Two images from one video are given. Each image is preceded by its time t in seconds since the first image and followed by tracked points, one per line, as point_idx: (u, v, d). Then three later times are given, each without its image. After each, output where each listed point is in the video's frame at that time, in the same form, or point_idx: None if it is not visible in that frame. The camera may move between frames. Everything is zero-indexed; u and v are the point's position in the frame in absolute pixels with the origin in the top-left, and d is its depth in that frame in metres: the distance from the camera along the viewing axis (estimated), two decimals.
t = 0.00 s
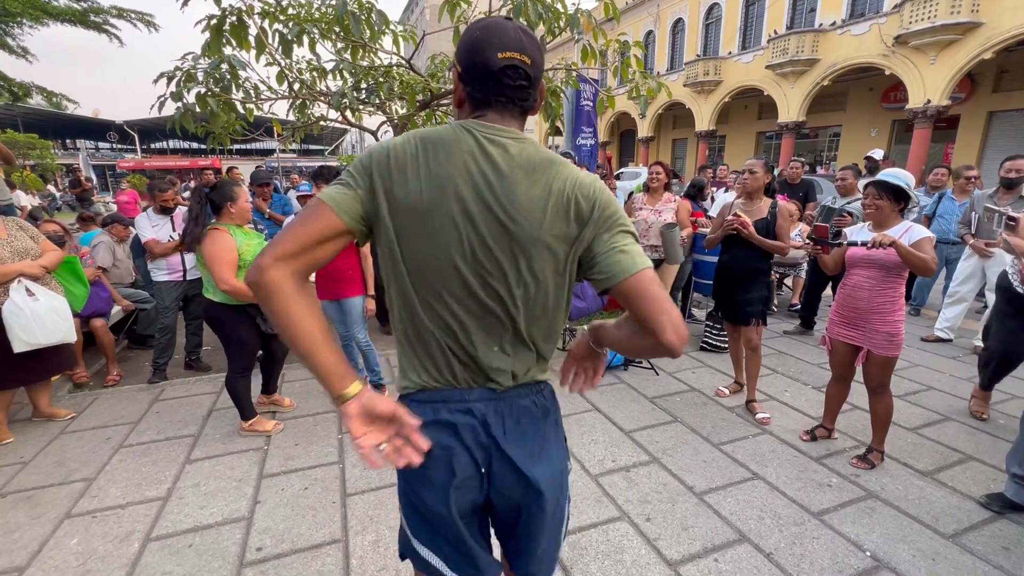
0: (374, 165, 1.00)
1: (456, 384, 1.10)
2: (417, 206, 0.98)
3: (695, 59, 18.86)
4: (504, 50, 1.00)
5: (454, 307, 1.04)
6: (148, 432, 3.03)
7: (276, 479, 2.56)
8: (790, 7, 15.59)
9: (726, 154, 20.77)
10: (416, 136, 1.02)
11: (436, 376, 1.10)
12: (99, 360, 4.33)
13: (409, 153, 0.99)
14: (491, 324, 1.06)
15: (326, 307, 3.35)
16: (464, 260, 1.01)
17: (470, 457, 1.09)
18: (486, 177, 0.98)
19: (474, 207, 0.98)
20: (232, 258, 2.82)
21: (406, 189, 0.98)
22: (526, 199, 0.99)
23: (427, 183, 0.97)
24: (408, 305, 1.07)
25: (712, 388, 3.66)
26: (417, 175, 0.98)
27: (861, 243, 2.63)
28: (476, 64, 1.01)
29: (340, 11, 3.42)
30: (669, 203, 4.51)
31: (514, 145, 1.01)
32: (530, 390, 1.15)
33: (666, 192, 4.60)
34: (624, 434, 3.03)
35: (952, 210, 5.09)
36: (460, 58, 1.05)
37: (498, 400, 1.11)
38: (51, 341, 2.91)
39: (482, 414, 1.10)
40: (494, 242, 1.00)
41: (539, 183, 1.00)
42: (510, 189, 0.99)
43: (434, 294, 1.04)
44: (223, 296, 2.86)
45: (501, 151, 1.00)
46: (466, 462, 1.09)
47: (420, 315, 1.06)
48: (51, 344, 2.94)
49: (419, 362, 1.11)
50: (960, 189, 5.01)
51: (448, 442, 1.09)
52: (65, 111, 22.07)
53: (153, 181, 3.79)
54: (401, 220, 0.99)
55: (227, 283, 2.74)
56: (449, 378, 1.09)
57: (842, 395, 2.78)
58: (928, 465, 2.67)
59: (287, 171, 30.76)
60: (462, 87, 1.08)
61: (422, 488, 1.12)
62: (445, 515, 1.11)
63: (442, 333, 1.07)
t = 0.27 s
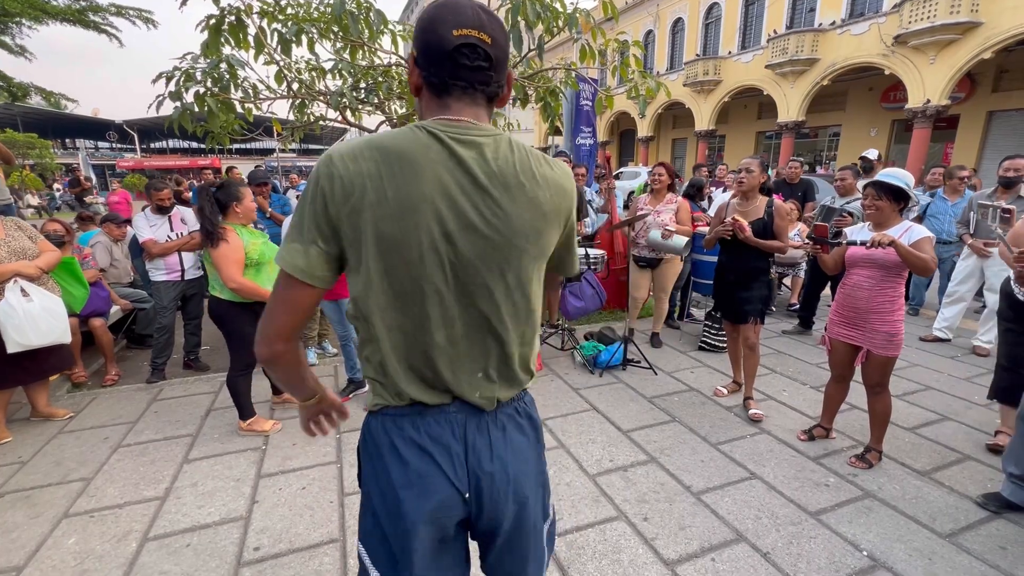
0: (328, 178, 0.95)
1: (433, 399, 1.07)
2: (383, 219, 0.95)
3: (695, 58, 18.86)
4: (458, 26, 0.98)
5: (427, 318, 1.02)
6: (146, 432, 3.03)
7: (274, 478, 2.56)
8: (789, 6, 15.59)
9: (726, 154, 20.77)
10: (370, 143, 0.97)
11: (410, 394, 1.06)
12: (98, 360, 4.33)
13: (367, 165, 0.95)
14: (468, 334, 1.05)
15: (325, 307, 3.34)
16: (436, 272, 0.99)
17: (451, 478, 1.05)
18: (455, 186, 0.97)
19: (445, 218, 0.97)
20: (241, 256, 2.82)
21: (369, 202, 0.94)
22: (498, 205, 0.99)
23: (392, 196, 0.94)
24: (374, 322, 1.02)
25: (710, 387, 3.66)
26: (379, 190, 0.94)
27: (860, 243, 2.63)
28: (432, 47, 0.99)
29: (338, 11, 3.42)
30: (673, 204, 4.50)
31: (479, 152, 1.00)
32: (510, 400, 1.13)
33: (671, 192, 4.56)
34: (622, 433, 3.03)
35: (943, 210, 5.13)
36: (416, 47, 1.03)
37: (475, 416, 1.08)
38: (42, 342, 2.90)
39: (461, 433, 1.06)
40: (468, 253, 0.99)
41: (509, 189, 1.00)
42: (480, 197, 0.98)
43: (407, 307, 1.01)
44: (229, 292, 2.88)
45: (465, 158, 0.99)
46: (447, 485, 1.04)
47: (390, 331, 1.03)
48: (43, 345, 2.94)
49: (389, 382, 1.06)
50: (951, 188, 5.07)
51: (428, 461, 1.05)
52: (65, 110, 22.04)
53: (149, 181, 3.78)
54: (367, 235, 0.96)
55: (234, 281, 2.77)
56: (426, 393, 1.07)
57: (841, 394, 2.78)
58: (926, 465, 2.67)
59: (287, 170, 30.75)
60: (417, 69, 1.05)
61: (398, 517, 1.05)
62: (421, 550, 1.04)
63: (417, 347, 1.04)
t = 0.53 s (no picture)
0: (317, 197, 0.97)
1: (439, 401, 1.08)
2: (374, 230, 0.96)
3: (695, 59, 18.86)
4: (434, 38, 0.99)
5: (425, 322, 1.02)
6: (145, 432, 3.03)
7: (274, 478, 2.56)
8: (790, 7, 15.59)
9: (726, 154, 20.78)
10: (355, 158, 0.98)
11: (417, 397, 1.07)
12: (97, 360, 4.32)
13: (353, 181, 0.96)
14: (468, 335, 1.06)
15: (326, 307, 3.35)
16: (432, 276, 1.00)
17: (454, 467, 1.06)
18: (441, 191, 0.98)
19: (435, 222, 0.98)
20: (248, 252, 2.86)
21: (359, 215, 0.96)
22: (486, 205, 0.99)
23: (382, 205, 0.95)
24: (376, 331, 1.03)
25: (710, 388, 3.66)
26: (367, 202, 0.96)
27: (861, 243, 2.63)
28: (408, 56, 0.99)
29: (338, 10, 3.42)
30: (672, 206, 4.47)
31: (464, 152, 0.99)
32: (507, 389, 1.15)
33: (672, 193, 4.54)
34: (622, 434, 3.03)
35: (943, 211, 5.14)
36: (390, 56, 1.02)
37: (474, 407, 1.10)
38: (37, 343, 2.90)
39: (464, 423, 1.08)
40: (461, 253, 1.00)
41: (495, 187, 0.99)
42: (470, 197, 0.98)
43: (405, 313, 1.02)
44: (239, 288, 2.88)
45: (452, 161, 0.98)
46: (447, 475, 1.05)
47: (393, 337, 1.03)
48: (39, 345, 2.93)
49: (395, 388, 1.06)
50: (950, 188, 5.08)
51: (433, 453, 1.05)
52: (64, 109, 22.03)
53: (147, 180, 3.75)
54: (361, 245, 0.97)
55: (244, 276, 2.79)
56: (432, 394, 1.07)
57: (841, 394, 2.78)
58: (926, 465, 2.67)
59: (287, 170, 30.75)
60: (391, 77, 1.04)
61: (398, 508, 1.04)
62: (423, 543, 1.04)
63: (419, 349, 1.04)
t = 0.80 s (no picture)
0: (383, 189, 1.08)
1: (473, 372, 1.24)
2: (436, 219, 1.11)
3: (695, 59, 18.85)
4: (475, 72, 1.25)
5: (470, 301, 1.18)
6: (146, 432, 3.02)
7: (275, 478, 2.56)
8: (790, 7, 15.59)
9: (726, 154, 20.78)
10: (415, 157, 1.12)
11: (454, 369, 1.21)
12: (97, 360, 4.31)
13: (417, 177, 1.10)
14: (502, 307, 1.24)
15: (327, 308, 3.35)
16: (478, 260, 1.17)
17: (481, 430, 1.25)
18: (489, 189, 1.16)
19: (483, 214, 1.15)
20: (253, 251, 2.85)
21: (423, 205, 1.10)
22: (521, 203, 1.20)
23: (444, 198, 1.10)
24: (427, 309, 1.16)
25: (711, 388, 3.66)
26: (431, 195, 1.10)
27: (864, 243, 2.63)
28: (458, 83, 1.22)
29: (339, 10, 3.42)
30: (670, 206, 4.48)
31: (502, 159, 1.19)
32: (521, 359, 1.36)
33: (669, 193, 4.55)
34: (623, 434, 3.03)
35: (943, 212, 5.14)
36: (437, 77, 1.22)
37: (497, 373, 1.29)
38: (37, 342, 2.89)
39: (488, 389, 1.27)
40: (501, 242, 1.19)
41: (528, 188, 1.21)
42: (510, 196, 1.18)
43: (453, 294, 1.16)
44: (244, 287, 2.88)
45: (494, 166, 1.18)
46: (476, 436, 1.24)
47: (440, 315, 1.18)
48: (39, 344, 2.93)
49: (436, 361, 1.20)
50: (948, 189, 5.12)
51: (466, 421, 1.22)
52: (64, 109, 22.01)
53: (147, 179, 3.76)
54: (424, 232, 1.10)
55: (249, 275, 2.79)
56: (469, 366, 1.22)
57: (842, 395, 2.78)
58: (927, 466, 2.67)
59: (287, 170, 30.74)
60: (434, 95, 1.23)
61: (433, 469, 1.21)
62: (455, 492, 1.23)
63: (462, 326, 1.19)
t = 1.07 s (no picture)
0: (426, 172, 1.18)
1: (490, 345, 1.35)
2: (471, 201, 1.22)
3: (695, 60, 18.86)
4: (500, 74, 1.36)
5: (493, 279, 1.30)
6: (147, 432, 3.02)
7: (277, 478, 2.56)
8: (790, 8, 15.60)
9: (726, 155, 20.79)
10: (452, 145, 1.23)
11: (472, 342, 1.32)
12: (99, 359, 4.32)
13: (457, 163, 1.21)
14: (515, 288, 1.38)
15: (330, 309, 3.35)
16: (502, 242, 1.29)
17: (495, 400, 1.36)
18: (515, 179, 1.29)
19: (510, 202, 1.28)
20: (253, 251, 2.86)
21: (462, 188, 1.21)
22: (538, 194, 1.35)
23: (479, 183, 1.22)
24: (454, 285, 1.27)
25: (712, 389, 3.66)
26: (467, 180, 1.21)
27: (865, 244, 2.62)
28: (487, 82, 1.31)
29: (341, 11, 3.43)
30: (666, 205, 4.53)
31: (523, 154, 1.34)
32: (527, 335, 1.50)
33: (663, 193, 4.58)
34: (624, 434, 3.03)
35: (945, 212, 5.14)
36: (468, 76, 1.31)
37: (509, 348, 1.42)
38: (41, 341, 2.90)
39: (501, 363, 1.38)
40: (521, 227, 1.32)
41: (541, 184, 1.37)
42: (530, 187, 1.33)
43: (482, 271, 1.28)
44: (246, 287, 2.88)
45: (516, 160, 1.32)
46: (492, 401, 1.35)
47: (465, 291, 1.29)
48: (43, 343, 2.93)
49: (458, 334, 1.31)
50: (950, 189, 5.13)
51: (482, 390, 1.33)
52: (65, 109, 22.01)
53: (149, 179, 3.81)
54: (461, 212, 1.21)
55: (246, 274, 2.79)
56: (487, 339, 1.34)
57: (843, 396, 2.78)
58: (929, 467, 2.67)
59: (287, 170, 30.74)
60: (463, 92, 1.32)
61: (452, 436, 1.31)
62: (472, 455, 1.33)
63: (484, 302, 1.31)
